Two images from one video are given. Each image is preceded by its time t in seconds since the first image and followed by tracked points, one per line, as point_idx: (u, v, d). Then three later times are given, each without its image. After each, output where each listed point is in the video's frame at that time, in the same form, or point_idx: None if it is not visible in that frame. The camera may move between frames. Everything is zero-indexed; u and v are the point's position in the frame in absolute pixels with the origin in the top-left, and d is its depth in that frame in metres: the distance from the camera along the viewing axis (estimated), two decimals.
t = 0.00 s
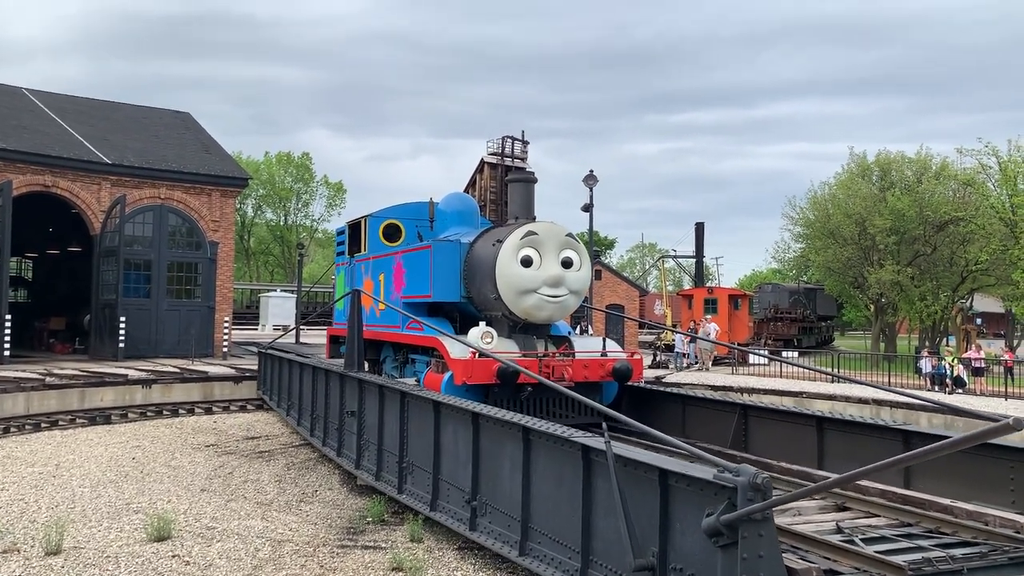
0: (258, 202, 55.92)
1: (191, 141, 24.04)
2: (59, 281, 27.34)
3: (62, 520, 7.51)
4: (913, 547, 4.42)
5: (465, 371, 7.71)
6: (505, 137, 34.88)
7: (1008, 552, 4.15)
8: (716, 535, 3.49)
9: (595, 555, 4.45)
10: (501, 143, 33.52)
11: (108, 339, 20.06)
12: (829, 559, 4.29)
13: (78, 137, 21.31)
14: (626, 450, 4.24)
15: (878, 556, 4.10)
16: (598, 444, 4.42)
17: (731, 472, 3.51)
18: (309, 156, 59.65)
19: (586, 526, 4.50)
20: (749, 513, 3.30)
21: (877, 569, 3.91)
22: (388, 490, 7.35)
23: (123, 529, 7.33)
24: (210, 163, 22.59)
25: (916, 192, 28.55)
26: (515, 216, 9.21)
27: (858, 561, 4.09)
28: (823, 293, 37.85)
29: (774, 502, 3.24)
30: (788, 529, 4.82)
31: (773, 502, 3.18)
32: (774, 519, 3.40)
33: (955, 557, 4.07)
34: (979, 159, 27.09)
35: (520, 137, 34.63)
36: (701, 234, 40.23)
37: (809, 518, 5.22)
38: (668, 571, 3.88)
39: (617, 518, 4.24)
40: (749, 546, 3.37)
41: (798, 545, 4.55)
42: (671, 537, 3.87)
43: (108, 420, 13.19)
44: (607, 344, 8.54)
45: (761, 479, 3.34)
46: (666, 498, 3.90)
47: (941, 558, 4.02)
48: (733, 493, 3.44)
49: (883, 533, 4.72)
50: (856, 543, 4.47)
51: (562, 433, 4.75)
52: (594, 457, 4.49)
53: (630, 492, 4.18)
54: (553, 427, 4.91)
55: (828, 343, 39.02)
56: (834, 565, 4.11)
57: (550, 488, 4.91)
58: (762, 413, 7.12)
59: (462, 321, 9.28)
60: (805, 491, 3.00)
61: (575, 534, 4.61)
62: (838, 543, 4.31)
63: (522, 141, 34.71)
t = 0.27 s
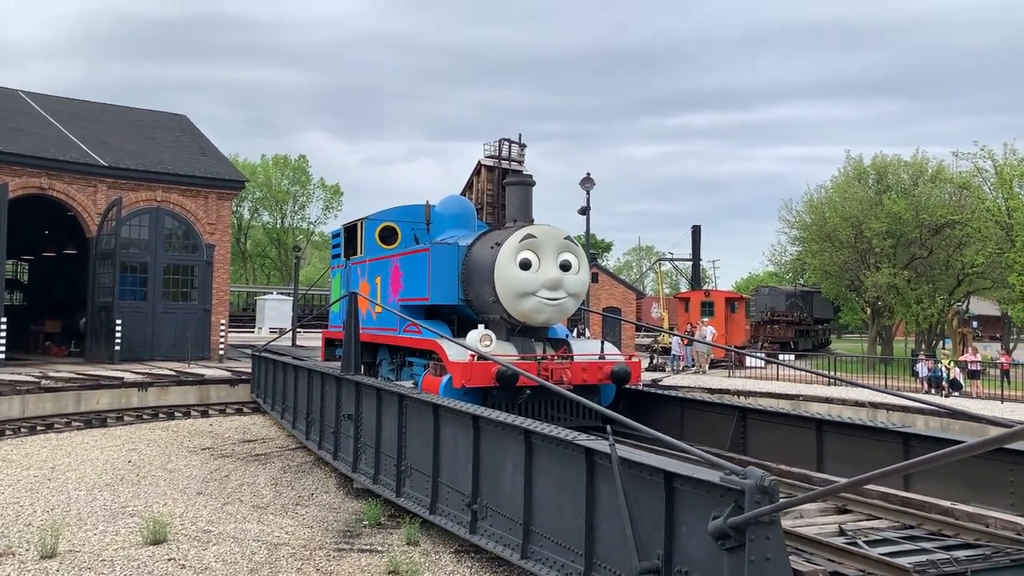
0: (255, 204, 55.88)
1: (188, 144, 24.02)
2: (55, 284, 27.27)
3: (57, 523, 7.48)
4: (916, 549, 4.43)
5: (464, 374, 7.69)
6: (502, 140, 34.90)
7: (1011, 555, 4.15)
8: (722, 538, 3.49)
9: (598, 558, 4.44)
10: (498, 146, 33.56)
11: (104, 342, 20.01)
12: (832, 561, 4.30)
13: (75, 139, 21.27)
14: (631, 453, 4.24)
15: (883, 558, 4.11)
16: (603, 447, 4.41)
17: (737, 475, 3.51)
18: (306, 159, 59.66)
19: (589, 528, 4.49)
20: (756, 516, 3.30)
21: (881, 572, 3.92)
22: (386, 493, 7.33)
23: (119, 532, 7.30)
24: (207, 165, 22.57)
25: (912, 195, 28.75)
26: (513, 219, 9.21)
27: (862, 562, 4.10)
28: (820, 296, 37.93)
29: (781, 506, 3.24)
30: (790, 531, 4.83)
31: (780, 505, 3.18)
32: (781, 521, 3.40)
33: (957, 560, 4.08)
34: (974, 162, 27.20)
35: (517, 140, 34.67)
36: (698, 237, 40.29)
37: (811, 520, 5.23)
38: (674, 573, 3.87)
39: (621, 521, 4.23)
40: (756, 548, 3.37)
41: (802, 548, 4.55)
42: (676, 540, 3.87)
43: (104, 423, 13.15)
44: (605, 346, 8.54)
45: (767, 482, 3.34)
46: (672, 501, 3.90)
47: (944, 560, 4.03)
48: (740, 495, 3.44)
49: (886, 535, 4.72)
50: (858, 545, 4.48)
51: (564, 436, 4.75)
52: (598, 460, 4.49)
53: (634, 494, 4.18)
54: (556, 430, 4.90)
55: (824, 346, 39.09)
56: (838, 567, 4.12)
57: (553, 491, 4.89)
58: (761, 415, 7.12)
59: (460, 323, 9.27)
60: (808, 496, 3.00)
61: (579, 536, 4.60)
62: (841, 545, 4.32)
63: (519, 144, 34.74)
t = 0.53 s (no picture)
0: (252, 207, 55.82)
1: (185, 146, 24.02)
2: (51, 286, 27.21)
3: (53, 526, 7.46)
4: (919, 552, 4.45)
5: (464, 377, 7.69)
6: (499, 143, 34.91)
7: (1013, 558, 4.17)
8: (728, 541, 3.49)
9: (602, 561, 4.44)
10: (496, 149, 33.59)
11: (101, 345, 19.96)
12: (837, 564, 4.33)
13: (72, 142, 21.25)
14: (636, 457, 4.24)
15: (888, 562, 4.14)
16: (607, 450, 4.42)
17: (743, 478, 3.52)
18: (304, 162, 59.67)
19: (593, 532, 4.49)
20: (762, 520, 3.30)
21: None
22: (384, 497, 7.33)
23: (115, 535, 7.29)
24: (204, 168, 22.56)
25: (908, 200, 28.86)
26: (512, 223, 9.22)
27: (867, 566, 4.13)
28: (817, 300, 37.97)
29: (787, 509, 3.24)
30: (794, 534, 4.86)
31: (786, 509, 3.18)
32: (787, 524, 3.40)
33: (961, 563, 4.10)
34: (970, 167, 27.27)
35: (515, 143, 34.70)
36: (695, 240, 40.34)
37: (813, 523, 5.26)
38: None
39: (626, 524, 4.24)
40: (763, 551, 3.37)
41: (806, 551, 4.57)
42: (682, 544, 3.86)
43: (100, 426, 13.11)
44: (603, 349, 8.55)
45: (774, 486, 3.35)
46: (677, 504, 3.91)
47: (948, 564, 4.05)
48: (746, 499, 3.45)
49: (889, 539, 4.75)
50: (862, 548, 4.51)
51: (568, 440, 4.75)
52: (601, 463, 4.49)
53: (640, 498, 4.18)
54: (559, 434, 4.91)
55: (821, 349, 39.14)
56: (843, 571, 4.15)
57: (555, 495, 4.90)
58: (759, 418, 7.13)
59: (458, 326, 9.28)
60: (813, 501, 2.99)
61: (582, 540, 4.60)
62: (846, 549, 4.35)
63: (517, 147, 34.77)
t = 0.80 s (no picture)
0: (251, 209, 55.78)
1: (184, 148, 24.00)
2: (49, 288, 27.18)
3: (51, 528, 7.44)
4: (925, 553, 4.45)
5: (464, 379, 7.68)
6: (498, 144, 34.92)
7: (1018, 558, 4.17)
8: (738, 543, 3.48)
9: (607, 562, 4.43)
10: (495, 150, 33.59)
11: (99, 346, 19.94)
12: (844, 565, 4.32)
13: (71, 143, 21.22)
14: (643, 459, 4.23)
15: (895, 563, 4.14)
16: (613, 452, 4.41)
17: (753, 479, 3.51)
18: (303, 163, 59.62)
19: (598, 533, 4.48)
20: (772, 521, 3.29)
21: None
22: (384, 498, 7.31)
23: (113, 537, 7.26)
24: (203, 169, 22.54)
25: (907, 201, 28.89)
26: (511, 224, 9.21)
27: (874, 567, 4.14)
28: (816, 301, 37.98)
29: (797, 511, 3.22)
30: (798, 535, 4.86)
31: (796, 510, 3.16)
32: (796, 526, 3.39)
33: (966, 564, 4.09)
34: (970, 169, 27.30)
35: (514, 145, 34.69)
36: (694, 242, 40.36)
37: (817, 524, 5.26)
38: None
39: (632, 526, 4.23)
40: (773, 553, 3.35)
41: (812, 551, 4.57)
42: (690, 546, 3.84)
43: (98, 428, 13.08)
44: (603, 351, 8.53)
45: (784, 487, 3.33)
46: (685, 505, 3.89)
47: (953, 564, 4.05)
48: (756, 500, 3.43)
49: (894, 539, 4.74)
50: (868, 549, 4.50)
51: (572, 441, 4.73)
52: (607, 465, 4.48)
53: (647, 499, 4.16)
54: (563, 435, 4.90)
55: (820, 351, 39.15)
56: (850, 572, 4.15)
57: (560, 497, 4.88)
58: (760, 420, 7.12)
59: (458, 328, 9.27)
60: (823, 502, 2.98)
61: (586, 542, 4.59)
62: (853, 549, 4.35)
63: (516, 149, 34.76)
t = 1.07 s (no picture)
0: (251, 209, 55.78)
1: (184, 148, 24.01)
2: (50, 288, 27.19)
3: (52, 528, 7.44)
4: (933, 551, 4.45)
5: (466, 378, 7.68)
6: (499, 143, 34.90)
7: None
8: (748, 541, 3.49)
9: (615, 561, 4.43)
10: (495, 150, 33.58)
11: (100, 346, 19.94)
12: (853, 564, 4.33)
13: (71, 143, 21.22)
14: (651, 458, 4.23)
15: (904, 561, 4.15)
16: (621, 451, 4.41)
17: (763, 479, 3.52)
18: (303, 163, 59.62)
19: (606, 533, 4.48)
20: (782, 520, 3.30)
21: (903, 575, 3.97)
22: (386, 498, 7.31)
23: (114, 537, 7.26)
24: (204, 169, 22.54)
25: (908, 200, 28.89)
26: (513, 224, 9.21)
27: (883, 566, 4.14)
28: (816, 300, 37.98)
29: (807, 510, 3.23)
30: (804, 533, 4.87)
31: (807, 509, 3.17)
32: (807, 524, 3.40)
33: (974, 562, 4.10)
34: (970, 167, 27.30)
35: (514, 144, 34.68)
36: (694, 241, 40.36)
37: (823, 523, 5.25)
38: None
39: (640, 525, 4.23)
40: (784, 552, 3.36)
41: (819, 550, 4.58)
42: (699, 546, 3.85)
43: (99, 428, 13.09)
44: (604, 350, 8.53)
45: (795, 486, 3.35)
46: (693, 504, 3.90)
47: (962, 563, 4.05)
48: (767, 499, 3.44)
49: (901, 538, 4.74)
50: (876, 547, 4.50)
51: (579, 441, 4.73)
52: (615, 464, 4.48)
53: (655, 498, 4.16)
54: (568, 434, 4.90)
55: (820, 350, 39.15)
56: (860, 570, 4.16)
57: (566, 496, 4.88)
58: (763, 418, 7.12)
59: (459, 328, 9.27)
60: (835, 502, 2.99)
61: (594, 541, 4.59)
62: (862, 548, 4.35)
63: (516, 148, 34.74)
